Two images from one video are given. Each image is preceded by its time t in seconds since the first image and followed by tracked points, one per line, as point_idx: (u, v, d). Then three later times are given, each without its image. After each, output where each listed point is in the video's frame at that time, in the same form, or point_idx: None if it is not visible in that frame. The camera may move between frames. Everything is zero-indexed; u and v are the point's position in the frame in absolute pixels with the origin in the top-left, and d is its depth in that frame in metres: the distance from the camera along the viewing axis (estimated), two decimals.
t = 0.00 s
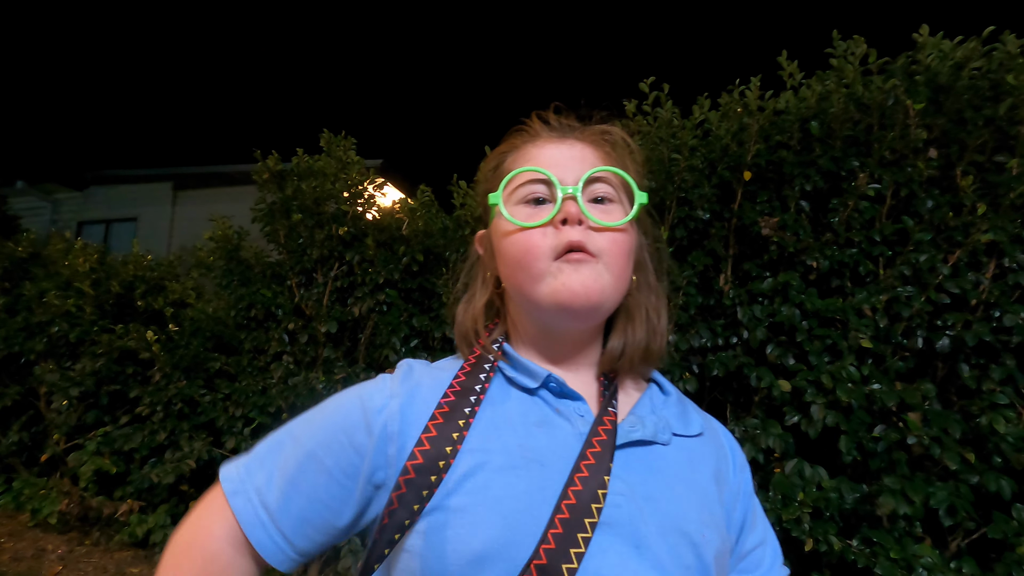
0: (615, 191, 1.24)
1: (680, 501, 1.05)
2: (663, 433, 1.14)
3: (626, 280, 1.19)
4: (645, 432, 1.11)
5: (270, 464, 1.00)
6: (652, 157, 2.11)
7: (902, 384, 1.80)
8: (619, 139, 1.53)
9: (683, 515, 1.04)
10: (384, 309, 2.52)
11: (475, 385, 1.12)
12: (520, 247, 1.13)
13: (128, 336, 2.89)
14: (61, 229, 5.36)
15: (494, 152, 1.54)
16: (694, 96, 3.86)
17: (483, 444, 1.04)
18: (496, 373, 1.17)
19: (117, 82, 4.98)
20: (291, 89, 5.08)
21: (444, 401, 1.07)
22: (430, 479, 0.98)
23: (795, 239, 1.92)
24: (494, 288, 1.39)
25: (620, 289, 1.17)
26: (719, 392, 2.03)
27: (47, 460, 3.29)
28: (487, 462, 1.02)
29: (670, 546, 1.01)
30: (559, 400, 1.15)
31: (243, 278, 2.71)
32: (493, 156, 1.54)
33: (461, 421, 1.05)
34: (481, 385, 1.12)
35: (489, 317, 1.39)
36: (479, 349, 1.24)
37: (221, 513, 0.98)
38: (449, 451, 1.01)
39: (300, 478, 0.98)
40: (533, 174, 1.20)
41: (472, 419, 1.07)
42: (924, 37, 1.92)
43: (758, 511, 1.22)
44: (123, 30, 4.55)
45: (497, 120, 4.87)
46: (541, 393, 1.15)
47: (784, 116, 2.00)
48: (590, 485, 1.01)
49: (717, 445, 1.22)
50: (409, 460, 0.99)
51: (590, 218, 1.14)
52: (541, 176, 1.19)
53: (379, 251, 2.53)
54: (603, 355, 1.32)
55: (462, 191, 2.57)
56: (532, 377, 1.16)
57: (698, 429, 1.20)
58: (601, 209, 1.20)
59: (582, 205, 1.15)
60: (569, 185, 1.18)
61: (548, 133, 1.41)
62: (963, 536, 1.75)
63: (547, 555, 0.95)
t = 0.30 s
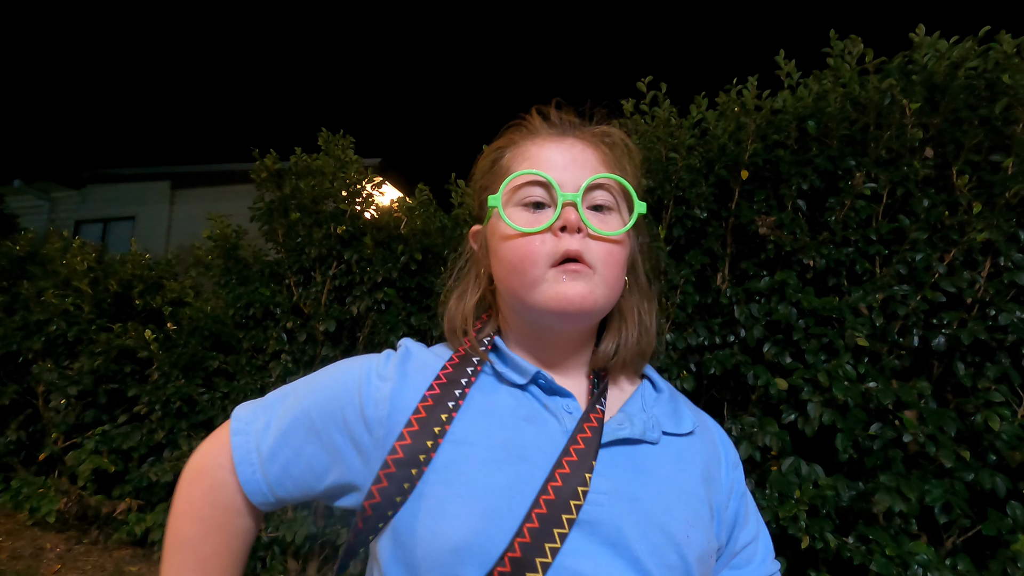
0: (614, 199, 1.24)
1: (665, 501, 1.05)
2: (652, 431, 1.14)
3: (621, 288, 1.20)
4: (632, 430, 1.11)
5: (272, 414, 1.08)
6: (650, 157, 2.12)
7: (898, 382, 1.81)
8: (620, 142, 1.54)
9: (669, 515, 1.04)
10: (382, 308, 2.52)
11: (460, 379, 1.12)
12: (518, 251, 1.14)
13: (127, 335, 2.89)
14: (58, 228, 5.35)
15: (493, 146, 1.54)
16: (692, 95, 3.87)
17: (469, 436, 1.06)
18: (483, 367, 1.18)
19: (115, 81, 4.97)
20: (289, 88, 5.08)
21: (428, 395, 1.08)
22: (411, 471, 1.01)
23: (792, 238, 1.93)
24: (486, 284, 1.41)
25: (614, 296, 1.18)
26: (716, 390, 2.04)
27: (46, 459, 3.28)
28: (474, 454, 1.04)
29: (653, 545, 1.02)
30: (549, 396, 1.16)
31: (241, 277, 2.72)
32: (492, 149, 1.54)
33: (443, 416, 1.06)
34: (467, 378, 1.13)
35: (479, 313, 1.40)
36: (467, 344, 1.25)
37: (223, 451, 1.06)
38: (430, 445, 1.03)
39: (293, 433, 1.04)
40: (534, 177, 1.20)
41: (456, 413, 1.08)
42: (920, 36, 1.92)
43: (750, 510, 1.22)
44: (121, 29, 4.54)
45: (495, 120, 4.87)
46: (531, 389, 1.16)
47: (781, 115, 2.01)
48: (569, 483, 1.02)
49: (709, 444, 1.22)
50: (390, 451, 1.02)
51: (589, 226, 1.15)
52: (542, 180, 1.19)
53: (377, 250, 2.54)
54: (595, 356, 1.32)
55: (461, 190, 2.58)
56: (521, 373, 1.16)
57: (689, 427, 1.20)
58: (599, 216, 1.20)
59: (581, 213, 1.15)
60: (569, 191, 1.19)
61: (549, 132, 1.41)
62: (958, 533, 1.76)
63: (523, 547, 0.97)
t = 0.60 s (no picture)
0: (620, 203, 1.23)
1: (655, 497, 1.04)
2: (644, 427, 1.13)
3: (620, 293, 1.21)
4: (621, 424, 1.11)
5: (284, 418, 1.12)
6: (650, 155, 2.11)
7: (898, 380, 1.81)
8: (629, 141, 1.53)
9: (658, 510, 1.03)
10: (382, 307, 2.52)
11: (438, 371, 1.18)
12: (520, 252, 1.14)
13: (127, 334, 2.89)
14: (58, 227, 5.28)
15: (501, 137, 1.53)
16: (692, 94, 3.86)
17: (447, 424, 1.10)
18: (468, 358, 1.24)
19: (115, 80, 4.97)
20: (289, 87, 5.08)
21: (404, 384, 1.14)
22: (372, 454, 1.06)
23: (793, 236, 1.93)
24: (486, 281, 1.42)
25: (613, 301, 1.19)
26: (717, 388, 2.04)
27: (46, 458, 3.29)
28: (460, 446, 1.07)
29: (639, 540, 1.01)
30: (537, 390, 1.19)
31: (242, 276, 2.72)
32: (500, 139, 1.53)
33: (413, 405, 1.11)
34: (445, 370, 1.18)
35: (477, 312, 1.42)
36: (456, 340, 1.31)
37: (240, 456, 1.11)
38: (397, 432, 1.08)
39: (306, 434, 1.10)
40: (540, 177, 1.19)
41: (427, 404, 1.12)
42: (921, 34, 1.92)
43: (759, 510, 1.18)
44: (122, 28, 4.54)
45: (495, 119, 4.87)
46: (518, 383, 1.19)
47: (781, 113, 2.01)
48: (535, 478, 1.03)
49: (712, 441, 1.19)
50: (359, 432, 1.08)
51: (593, 231, 1.14)
52: (547, 180, 1.19)
53: (378, 248, 2.54)
54: (590, 354, 1.34)
55: (461, 188, 2.58)
56: (507, 369, 1.19)
57: (687, 424, 1.18)
58: (603, 221, 1.20)
59: (586, 217, 1.14)
60: (574, 193, 1.18)
61: (558, 128, 1.40)
62: (959, 531, 1.77)
63: (484, 534, 1.00)
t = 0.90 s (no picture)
0: (619, 210, 1.23)
1: (648, 492, 1.05)
2: (638, 424, 1.15)
3: (618, 300, 1.22)
4: (616, 419, 1.13)
5: (273, 460, 1.13)
6: (649, 155, 2.12)
7: (897, 380, 1.81)
8: (628, 148, 1.54)
9: (651, 505, 1.04)
10: (383, 306, 2.53)
11: (433, 369, 1.21)
12: (521, 262, 1.15)
13: (127, 333, 2.90)
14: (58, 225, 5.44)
15: (502, 142, 1.54)
16: (692, 93, 3.87)
17: (443, 423, 1.11)
18: (465, 356, 1.28)
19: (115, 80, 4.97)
20: (289, 87, 5.08)
21: (397, 383, 1.17)
22: (365, 449, 1.09)
23: (792, 236, 1.93)
24: (486, 283, 1.44)
25: (611, 308, 1.20)
26: (716, 388, 2.05)
27: (47, 457, 3.29)
28: (455, 443, 1.09)
29: (632, 533, 1.02)
30: (532, 388, 1.21)
31: (242, 275, 2.72)
32: (501, 145, 1.54)
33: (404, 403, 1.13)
34: (441, 367, 1.22)
35: (479, 313, 1.44)
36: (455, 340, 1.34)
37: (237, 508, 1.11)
38: (387, 428, 1.11)
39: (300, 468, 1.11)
40: (540, 186, 1.20)
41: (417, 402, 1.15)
42: (920, 34, 1.92)
43: (753, 513, 1.18)
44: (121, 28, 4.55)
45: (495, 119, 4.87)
46: (513, 382, 1.21)
47: (781, 114, 2.01)
48: (528, 469, 1.05)
49: (706, 441, 1.21)
50: (351, 428, 1.11)
51: (592, 240, 1.15)
52: (547, 189, 1.19)
53: (378, 248, 2.54)
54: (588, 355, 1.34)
55: (461, 188, 2.58)
56: (502, 368, 1.21)
57: (681, 423, 1.20)
58: (602, 229, 1.20)
59: (585, 226, 1.15)
60: (574, 203, 1.18)
61: (559, 135, 1.41)
62: (957, 530, 1.77)
63: (474, 523, 1.01)
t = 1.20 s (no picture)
0: (601, 216, 1.26)
1: (631, 491, 1.08)
2: (623, 423, 1.18)
3: (600, 303, 1.25)
4: (600, 419, 1.16)
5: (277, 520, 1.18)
6: (648, 156, 2.12)
7: (895, 380, 1.82)
8: (611, 153, 1.56)
9: (634, 504, 1.07)
10: (382, 306, 2.53)
11: (413, 382, 1.27)
12: (504, 268, 1.18)
13: (127, 333, 2.90)
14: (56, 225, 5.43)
15: (489, 145, 1.55)
16: (691, 93, 3.88)
17: (428, 435, 1.16)
18: (449, 363, 1.33)
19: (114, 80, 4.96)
20: (287, 86, 5.08)
21: (374, 401, 1.24)
22: (349, 461, 1.16)
23: (790, 236, 1.94)
24: (470, 288, 1.47)
25: (594, 310, 1.23)
26: (715, 388, 2.06)
27: (46, 457, 3.29)
28: (439, 452, 1.13)
29: (615, 532, 1.05)
30: (515, 391, 1.24)
31: (241, 275, 2.72)
32: (488, 148, 1.56)
33: (385, 414, 1.21)
34: (421, 379, 1.28)
35: (464, 317, 1.47)
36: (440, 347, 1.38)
37: None
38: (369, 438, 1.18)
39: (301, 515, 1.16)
40: (524, 193, 1.22)
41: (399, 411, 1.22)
42: (919, 35, 1.92)
43: (741, 514, 1.20)
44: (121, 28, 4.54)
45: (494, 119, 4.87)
46: (497, 387, 1.24)
47: (780, 114, 2.01)
48: (514, 469, 1.10)
49: (692, 441, 1.23)
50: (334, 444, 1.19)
51: (574, 245, 1.18)
52: (531, 196, 1.22)
53: (377, 248, 2.54)
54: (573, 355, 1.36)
55: (461, 188, 2.59)
56: (485, 375, 1.25)
57: (667, 423, 1.22)
58: (585, 234, 1.23)
59: (568, 232, 1.18)
60: (557, 209, 1.21)
61: (544, 139, 1.42)
62: (955, 530, 1.78)
63: (465, 526, 1.06)
